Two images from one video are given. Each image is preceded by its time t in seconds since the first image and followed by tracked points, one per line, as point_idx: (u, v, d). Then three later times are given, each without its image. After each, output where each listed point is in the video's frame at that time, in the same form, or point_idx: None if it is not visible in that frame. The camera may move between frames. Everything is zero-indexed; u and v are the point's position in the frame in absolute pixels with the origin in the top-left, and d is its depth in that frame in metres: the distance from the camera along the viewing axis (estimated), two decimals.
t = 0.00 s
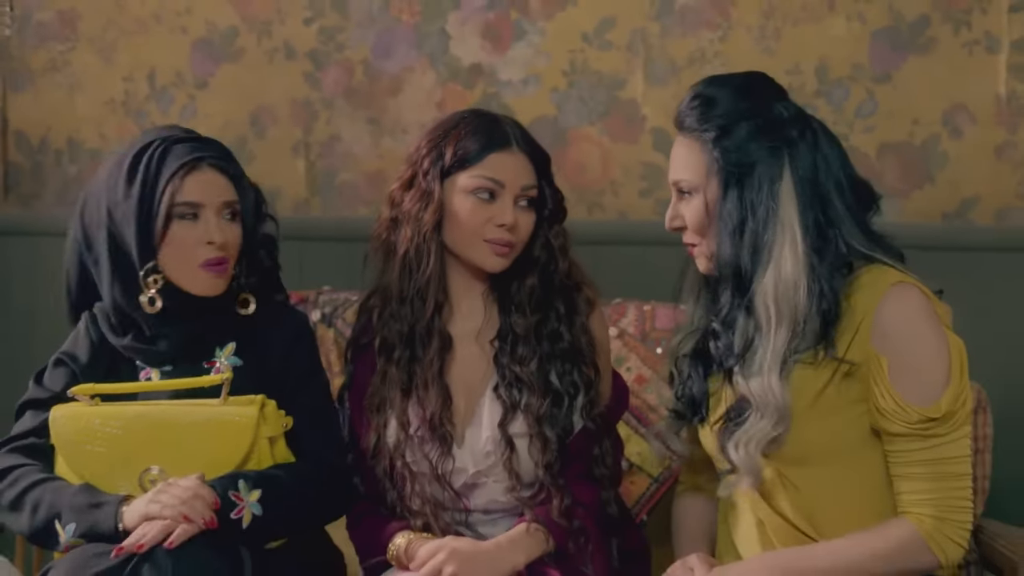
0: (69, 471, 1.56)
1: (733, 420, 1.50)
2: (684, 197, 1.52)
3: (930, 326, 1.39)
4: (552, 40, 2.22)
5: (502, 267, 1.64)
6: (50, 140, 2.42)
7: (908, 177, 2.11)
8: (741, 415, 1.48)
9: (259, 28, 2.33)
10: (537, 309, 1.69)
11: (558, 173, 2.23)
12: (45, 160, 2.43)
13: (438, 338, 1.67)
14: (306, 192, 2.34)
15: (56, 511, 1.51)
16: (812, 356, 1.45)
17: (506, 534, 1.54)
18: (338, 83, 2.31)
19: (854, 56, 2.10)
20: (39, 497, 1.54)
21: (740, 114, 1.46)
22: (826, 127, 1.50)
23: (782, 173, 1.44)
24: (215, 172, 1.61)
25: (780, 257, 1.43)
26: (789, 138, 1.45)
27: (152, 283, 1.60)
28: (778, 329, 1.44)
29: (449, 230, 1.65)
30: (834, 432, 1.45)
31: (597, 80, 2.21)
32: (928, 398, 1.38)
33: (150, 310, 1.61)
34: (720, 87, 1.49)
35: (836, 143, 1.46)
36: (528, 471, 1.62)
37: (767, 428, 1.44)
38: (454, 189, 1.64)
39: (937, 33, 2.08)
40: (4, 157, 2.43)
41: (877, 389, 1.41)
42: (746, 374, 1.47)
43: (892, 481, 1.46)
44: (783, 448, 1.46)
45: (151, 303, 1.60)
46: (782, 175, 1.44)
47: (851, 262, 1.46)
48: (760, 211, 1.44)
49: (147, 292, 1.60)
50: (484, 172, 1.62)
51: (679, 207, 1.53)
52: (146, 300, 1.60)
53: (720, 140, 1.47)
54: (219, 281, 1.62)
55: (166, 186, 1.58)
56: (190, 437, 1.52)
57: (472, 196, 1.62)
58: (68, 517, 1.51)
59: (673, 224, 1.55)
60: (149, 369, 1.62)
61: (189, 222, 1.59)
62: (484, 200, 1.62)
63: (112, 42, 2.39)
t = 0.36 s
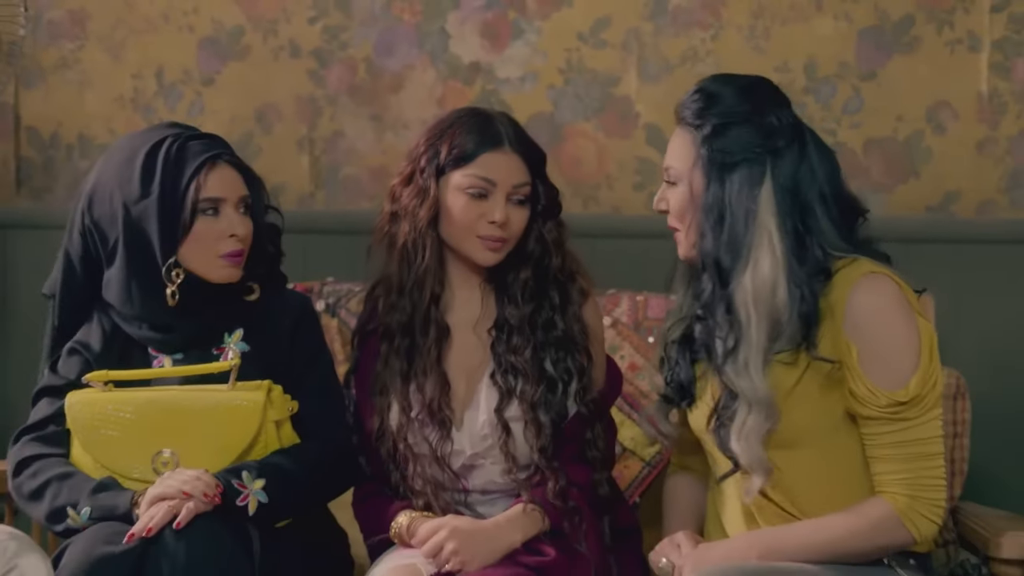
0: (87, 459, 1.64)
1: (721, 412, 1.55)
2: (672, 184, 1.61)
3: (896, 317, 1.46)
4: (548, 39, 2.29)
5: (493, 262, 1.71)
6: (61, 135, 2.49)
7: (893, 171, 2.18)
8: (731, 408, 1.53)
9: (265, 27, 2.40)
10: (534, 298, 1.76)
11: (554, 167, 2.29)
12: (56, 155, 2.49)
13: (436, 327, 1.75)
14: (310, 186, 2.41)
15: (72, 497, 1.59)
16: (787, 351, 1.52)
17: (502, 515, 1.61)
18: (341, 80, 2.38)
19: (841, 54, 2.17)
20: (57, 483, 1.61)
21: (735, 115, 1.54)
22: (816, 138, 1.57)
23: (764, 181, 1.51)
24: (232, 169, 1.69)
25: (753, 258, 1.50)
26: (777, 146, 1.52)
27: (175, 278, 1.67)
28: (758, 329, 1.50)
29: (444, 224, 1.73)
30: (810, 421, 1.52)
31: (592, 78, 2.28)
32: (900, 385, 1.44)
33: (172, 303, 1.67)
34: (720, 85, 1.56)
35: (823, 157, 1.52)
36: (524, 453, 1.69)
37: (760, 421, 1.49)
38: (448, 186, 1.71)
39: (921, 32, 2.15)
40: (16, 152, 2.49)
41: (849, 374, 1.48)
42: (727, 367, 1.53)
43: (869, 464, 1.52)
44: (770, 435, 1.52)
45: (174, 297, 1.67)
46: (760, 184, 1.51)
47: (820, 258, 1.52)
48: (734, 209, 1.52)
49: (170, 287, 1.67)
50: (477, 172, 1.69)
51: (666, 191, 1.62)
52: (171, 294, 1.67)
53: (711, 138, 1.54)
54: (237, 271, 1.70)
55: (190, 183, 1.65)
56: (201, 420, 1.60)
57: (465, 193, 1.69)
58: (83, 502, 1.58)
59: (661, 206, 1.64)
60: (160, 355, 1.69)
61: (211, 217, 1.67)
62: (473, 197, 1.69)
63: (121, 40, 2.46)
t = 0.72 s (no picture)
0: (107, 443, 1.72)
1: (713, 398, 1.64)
2: (681, 180, 1.67)
3: (890, 311, 1.53)
4: (550, 39, 2.36)
5: (493, 256, 1.79)
6: (77, 133, 2.57)
7: (884, 167, 2.25)
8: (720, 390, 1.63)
9: (274, 28, 2.47)
10: (536, 291, 1.83)
11: (555, 164, 2.36)
12: (72, 152, 2.57)
13: (441, 317, 1.82)
14: (319, 182, 2.48)
15: (92, 479, 1.67)
16: (789, 343, 1.58)
17: (507, 497, 1.68)
18: (349, 79, 2.46)
19: (833, 53, 2.24)
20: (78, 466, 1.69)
21: (752, 116, 1.61)
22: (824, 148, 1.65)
23: (785, 182, 1.58)
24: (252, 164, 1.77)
25: (776, 254, 1.57)
26: (792, 150, 1.59)
27: (200, 270, 1.74)
28: (767, 321, 1.57)
29: (447, 220, 1.80)
30: (802, 411, 1.59)
31: (592, 77, 2.35)
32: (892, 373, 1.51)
33: (197, 293, 1.74)
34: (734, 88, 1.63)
35: (832, 168, 1.60)
36: (527, 437, 1.77)
37: (746, 407, 1.57)
38: (449, 184, 1.78)
39: (911, 32, 2.22)
40: (33, 150, 2.57)
41: (841, 362, 1.55)
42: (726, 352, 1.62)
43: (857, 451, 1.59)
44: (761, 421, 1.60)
45: (200, 287, 1.74)
46: (782, 183, 1.58)
47: (831, 258, 1.58)
48: (761, 204, 1.58)
49: (196, 278, 1.74)
50: (476, 171, 1.75)
51: (676, 187, 1.68)
52: (198, 285, 1.74)
53: (732, 136, 1.61)
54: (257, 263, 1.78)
55: (215, 178, 1.73)
56: (217, 407, 1.67)
57: (464, 191, 1.76)
58: (103, 483, 1.66)
59: (666, 202, 1.71)
60: (178, 344, 1.77)
61: (234, 210, 1.74)
62: (471, 195, 1.75)
63: (134, 40, 2.53)
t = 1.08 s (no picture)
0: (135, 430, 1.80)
1: (734, 399, 1.67)
2: (689, 181, 1.74)
3: (886, 310, 1.60)
4: (558, 43, 2.42)
5: (500, 254, 1.86)
6: (99, 134, 2.65)
7: (883, 167, 2.31)
8: (742, 392, 1.65)
9: (291, 32, 2.54)
10: (549, 287, 1.89)
11: (564, 164, 2.43)
12: (94, 152, 2.65)
13: (454, 311, 1.89)
14: (334, 181, 2.56)
15: (122, 464, 1.74)
16: (798, 343, 1.63)
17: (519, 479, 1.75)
18: (363, 81, 2.53)
19: (833, 56, 2.31)
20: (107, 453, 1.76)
21: (756, 122, 1.67)
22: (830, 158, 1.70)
23: (781, 189, 1.64)
24: (276, 164, 1.85)
25: (772, 258, 1.64)
26: (792, 156, 1.65)
27: (225, 264, 1.82)
28: (769, 320, 1.63)
29: (457, 219, 1.89)
30: (805, 407, 1.65)
31: (599, 79, 2.41)
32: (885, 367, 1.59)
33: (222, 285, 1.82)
34: (743, 93, 1.71)
35: (835, 173, 1.67)
36: (539, 428, 1.83)
37: (771, 404, 1.62)
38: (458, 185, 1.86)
39: (909, 36, 2.28)
40: (57, 150, 2.66)
41: (836, 360, 1.61)
42: (743, 354, 1.65)
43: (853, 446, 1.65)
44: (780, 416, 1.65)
45: (225, 280, 1.82)
46: (780, 189, 1.64)
47: (828, 261, 1.64)
48: (756, 207, 1.65)
49: (221, 271, 1.82)
50: (481, 171, 1.82)
51: (682, 188, 1.75)
52: (223, 278, 1.82)
53: (735, 142, 1.68)
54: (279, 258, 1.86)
55: (241, 177, 1.81)
56: (239, 398, 1.75)
57: (471, 192, 1.83)
58: (131, 470, 1.73)
59: (673, 201, 1.78)
60: (201, 336, 1.84)
61: (258, 207, 1.83)
62: (477, 196, 1.83)
63: (154, 44, 2.61)
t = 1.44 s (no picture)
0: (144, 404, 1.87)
1: (737, 385, 1.75)
2: (708, 172, 1.81)
3: (883, 299, 1.66)
4: (571, 44, 2.49)
5: (507, 245, 1.93)
6: (124, 133, 2.73)
7: (888, 165, 2.37)
8: (746, 377, 1.73)
9: (310, 34, 2.62)
10: (559, 284, 1.95)
11: (577, 163, 2.50)
12: (120, 150, 2.73)
13: (469, 300, 1.96)
14: (352, 179, 2.63)
15: (139, 431, 1.81)
16: (800, 333, 1.70)
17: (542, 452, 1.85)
18: (381, 81, 2.59)
19: (839, 57, 2.37)
20: (118, 418, 1.82)
21: (772, 121, 1.75)
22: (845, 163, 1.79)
23: (798, 189, 1.72)
24: (298, 161, 1.94)
25: (787, 255, 1.71)
26: (811, 158, 1.73)
27: (247, 256, 1.89)
28: (779, 311, 1.70)
29: (472, 212, 1.95)
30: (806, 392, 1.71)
31: (611, 80, 2.48)
32: (878, 355, 1.65)
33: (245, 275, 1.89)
34: (761, 95, 1.78)
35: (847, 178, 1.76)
36: (550, 418, 1.90)
37: (772, 391, 1.69)
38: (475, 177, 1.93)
39: (913, 37, 2.34)
40: (83, 150, 2.74)
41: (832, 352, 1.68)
42: (748, 342, 1.73)
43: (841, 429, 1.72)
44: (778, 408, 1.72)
45: (247, 270, 1.89)
46: (797, 189, 1.72)
47: (830, 255, 1.71)
48: (774, 204, 1.72)
49: (244, 262, 1.89)
50: (499, 164, 1.89)
51: (698, 180, 1.82)
52: (245, 268, 1.89)
53: (755, 141, 1.75)
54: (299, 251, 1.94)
55: (265, 171, 1.89)
56: (257, 385, 1.81)
57: (486, 183, 1.90)
58: (145, 437, 1.80)
59: (689, 192, 1.85)
60: (223, 326, 1.92)
61: (282, 200, 1.90)
62: (493, 188, 1.89)
63: (178, 45, 2.68)
